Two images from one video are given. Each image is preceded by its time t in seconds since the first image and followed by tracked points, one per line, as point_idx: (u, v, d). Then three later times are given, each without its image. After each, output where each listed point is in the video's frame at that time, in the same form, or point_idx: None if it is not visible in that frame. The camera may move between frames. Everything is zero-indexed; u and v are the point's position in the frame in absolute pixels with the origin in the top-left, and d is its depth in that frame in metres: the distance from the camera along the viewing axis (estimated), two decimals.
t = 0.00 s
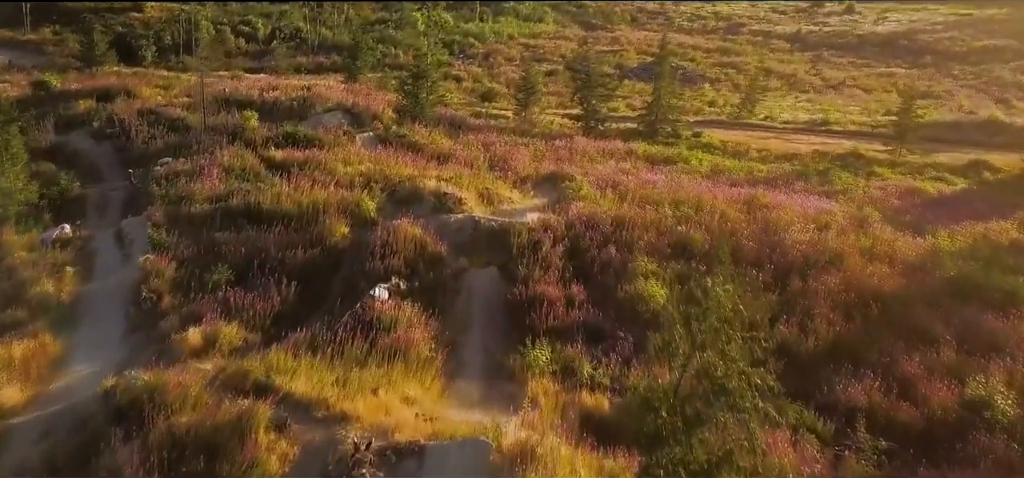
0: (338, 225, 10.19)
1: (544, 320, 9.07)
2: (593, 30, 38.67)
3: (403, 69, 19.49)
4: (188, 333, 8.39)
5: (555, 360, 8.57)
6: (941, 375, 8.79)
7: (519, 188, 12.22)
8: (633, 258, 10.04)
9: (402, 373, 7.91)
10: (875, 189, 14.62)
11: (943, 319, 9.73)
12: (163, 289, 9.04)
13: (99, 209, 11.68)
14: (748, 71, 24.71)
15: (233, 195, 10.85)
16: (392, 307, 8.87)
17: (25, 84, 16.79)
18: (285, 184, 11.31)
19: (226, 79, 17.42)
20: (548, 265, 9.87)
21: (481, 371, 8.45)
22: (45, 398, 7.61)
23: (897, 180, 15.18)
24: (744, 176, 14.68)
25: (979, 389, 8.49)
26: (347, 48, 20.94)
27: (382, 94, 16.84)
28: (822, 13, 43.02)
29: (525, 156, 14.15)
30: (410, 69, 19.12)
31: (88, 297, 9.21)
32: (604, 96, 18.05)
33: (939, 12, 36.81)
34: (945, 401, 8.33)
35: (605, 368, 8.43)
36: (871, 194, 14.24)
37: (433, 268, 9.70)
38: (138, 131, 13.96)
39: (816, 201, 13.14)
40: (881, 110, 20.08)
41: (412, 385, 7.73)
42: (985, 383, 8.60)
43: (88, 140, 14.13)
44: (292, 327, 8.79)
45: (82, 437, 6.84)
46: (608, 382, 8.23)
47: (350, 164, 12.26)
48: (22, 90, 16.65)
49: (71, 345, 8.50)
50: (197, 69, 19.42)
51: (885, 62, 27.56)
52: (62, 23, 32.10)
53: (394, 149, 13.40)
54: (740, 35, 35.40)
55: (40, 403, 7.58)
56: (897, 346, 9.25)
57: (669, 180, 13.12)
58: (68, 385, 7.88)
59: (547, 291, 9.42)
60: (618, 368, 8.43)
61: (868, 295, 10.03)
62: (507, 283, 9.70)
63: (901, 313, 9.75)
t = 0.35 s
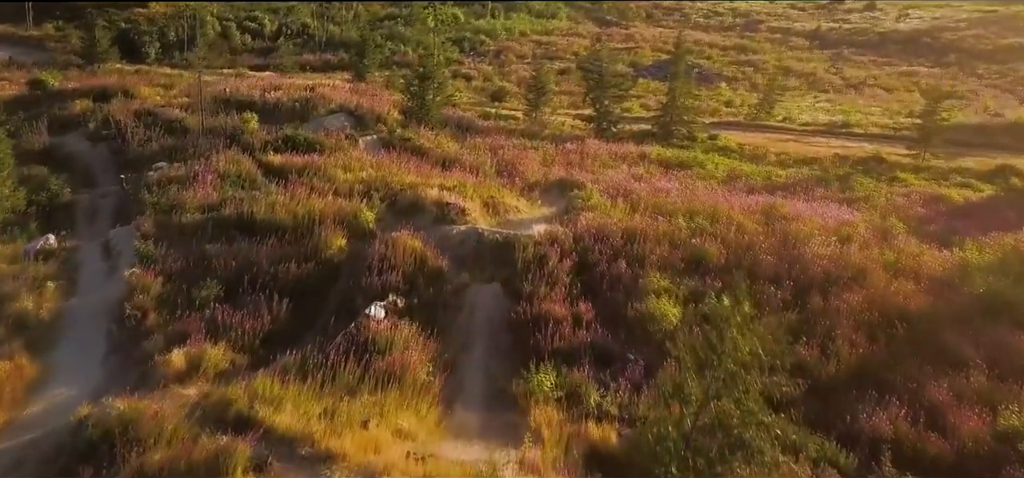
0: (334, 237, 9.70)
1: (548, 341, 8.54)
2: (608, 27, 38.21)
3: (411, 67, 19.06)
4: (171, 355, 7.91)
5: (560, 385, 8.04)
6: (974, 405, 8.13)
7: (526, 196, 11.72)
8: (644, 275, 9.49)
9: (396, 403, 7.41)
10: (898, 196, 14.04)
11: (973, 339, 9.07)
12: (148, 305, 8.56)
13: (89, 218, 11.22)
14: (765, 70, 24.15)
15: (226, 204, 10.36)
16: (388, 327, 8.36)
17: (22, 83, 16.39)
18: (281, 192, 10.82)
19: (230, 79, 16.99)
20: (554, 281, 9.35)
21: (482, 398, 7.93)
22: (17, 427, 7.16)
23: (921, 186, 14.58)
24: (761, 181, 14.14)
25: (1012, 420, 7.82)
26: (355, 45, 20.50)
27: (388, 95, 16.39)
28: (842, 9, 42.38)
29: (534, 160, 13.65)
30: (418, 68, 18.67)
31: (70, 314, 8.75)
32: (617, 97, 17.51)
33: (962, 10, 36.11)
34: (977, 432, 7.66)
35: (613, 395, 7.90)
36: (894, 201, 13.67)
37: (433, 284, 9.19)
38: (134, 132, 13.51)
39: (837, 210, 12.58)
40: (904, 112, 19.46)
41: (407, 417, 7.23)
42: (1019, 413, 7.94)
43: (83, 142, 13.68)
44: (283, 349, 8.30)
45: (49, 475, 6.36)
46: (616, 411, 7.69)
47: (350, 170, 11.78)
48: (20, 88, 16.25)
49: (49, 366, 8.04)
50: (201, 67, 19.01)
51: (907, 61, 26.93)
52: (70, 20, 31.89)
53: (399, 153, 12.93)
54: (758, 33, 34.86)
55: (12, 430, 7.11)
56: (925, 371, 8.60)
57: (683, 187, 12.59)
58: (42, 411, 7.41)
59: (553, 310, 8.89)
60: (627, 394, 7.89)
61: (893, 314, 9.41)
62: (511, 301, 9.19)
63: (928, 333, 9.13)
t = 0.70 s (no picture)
0: (329, 252, 9.18)
1: (553, 367, 7.97)
2: (625, 23, 37.70)
3: (419, 66, 18.56)
4: (149, 382, 7.37)
5: (565, 418, 7.46)
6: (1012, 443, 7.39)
7: (534, 206, 11.17)
8: (657, 296, 8.93)
9: (387, 439, 6.85)
10: (925, 205, 13.42)
11: (1009, 370, 8.36)
12: (128, 327, 8.05)
13: (78, 227, 10.73)
14: (785, 70, 23.53)
15: (217, 215, 9.85)
16: (382, 352, 7.83)
17: (18, 82, 15.94)
18: (275, 202, 10.30)
19: (234, 77, 16.52)
20: (561, 301, 8.79)
21: (480, 431, 7.36)
22: None
23: (949, 194, 13.95)
24: (782, 189, 13.54)
25: None
26: (364, 43, 20.03)
27: (395, 96, 15.89)
28: (864, 6, 41.72)
29: (544, 166, 13.12)
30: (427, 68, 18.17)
31: (47, 335, 8.23)
32: (631, 98, 16.94)
33: (988, 6, 35.43)
34: None
35: (622, 429, 7.31)
36: (921, 211, 13.04)
37: (433, 305, 8.66)
38: (130, 135, 13.04)
39: (861, 221, 11.98)
40: (931, 113, 18.80)
41: (399, 458, 6.67)
42: None
43: (77, 144, 13.22)
44: (270, 376, 7.77)
45: None
46: (625, 448, 7.10)
47: (351, 177, 11.26)
48: (17, 87, 15.82)
49: (20, 391, 7.52)
50: (206, 65, 18.58)
51: (931, 61, 26.26)
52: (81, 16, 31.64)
53: (402, 158, 12.40)
54: (780, 32, 34.40)
55: None
56: (957, 404, 7.88)
57: (700, 197, 12.01)
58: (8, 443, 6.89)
59: (560, 334, 8.33)
60: (637, 429, 7.28)
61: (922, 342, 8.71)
62: (515, 323, 8.63)
63: (961, 360, 8.46)
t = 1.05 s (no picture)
0: (322, 268, 8.70)
1: (557, 395, 7.43)
2: (640, 20, 37.16)
3: (427, 65, 18.12)
4: (124, 410, 6.89)
5: (569, 453, 6.86)
6: None
7: (542, 217, 10.68)
8: (668, 317, 8.42)
9: None
10: (952, 213, 12.84)
11: None
12: (108, 350, 7.59)
13: (67, 236, 10.31)
14: (805, 69, 22.96)
15: (208, 227, 9.40)
16: (375, 380, 7.33)
17: (16, 81, 15.58)
18: (269, 212, 9.84)
19: (237, 77, 16.09)
20: (568, 323, 8.29)
21: (478, 466, 6.86)
22: None
23: (977, 201, 13.36)
24: (801, 197, 12.99)
25: None
26: (372, 40, 19.58)
27: (402, 97, 15.43)
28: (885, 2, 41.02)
29: (554, 171, 12.62)
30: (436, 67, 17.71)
31: (23, 357, 7.79)
32: (645, 100, 16.42)
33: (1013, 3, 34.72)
34: None
35: (631, 463, 6.68)
36: (947, 221, 12.47)
37: (431, 326, 8.17)
38: (125, 137, 12.61)
39: (885, 233, 11.43)
40: (956, 115, 18.19)
41: None
42: None
43: (71, 147, 12.80)
44: (256, 404, 7.28)
45: None
46: None
47: (351, 185, 10.80)
48: (15, 86, 15.44)
49: None
50: (209, 63, 18.17)
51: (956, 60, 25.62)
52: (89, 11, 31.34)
53: (405, 164, 11.93)
54: (799, 30, 33.79)
55: None
56: (991, 436, 7.17)
57: (715, 207, 11.48)
58: None
59: (566, 358, 7.80)
60: (647, 464, 6.66)
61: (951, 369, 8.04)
62: (518, 346, 8.12)
63: (993, 387, 7.73)
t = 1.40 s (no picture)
0: (315, 287, 8.23)
1: (561, 428, 6.89)
2: (659, 17, 36.54)
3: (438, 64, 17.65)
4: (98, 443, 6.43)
5: None
6: None
7: (550, 229, 10.17)
8: (681, 343, 7.88)
9: None
10: (981, 223, 12.24)
11: None
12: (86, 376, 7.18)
13: (55, 245, 9.90)
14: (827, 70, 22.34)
15: (198, 240, 8.96)
16: (366, 412, 6.83)
17: (15, 80, 15.21)
18: (264, 223, 9.38)
19: (242, 76, 15.65)
20: (575, 349, 7.78)
21: None
22: None
23: (1007, 210, 12.75)
24: (823, 206, 12.43)
25: None
26: (382, 38, 19.13)
27: (410, 99, 14.96)
28: None
29: (564, 178, 12.13)
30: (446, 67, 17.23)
31: None
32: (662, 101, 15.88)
33: None
34: None
35: None
36: (977, 231, 11.87)
37: (428, 351, 7.68)
38: (121, 140, 12.18)
39: (912, 247, 10.85)
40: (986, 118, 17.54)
41: None
42: None
43: (67, 151, 12.39)
44: (240, 436, 6.81)
45: None
46: None
47: (351, 194, 10.32)
48: (14, 85, 15.06)
49: None
50: (215, 62, 17.75)
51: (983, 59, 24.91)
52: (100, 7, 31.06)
53: (409, 171, 11.44)
54: (820, 29, 33.10)
55: None
56: None
57: (735, 220, 10.93)
58: None
59: (572, 386, 7.28)
60: None
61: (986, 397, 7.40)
62: (522, 373, 7.61)
63: None
